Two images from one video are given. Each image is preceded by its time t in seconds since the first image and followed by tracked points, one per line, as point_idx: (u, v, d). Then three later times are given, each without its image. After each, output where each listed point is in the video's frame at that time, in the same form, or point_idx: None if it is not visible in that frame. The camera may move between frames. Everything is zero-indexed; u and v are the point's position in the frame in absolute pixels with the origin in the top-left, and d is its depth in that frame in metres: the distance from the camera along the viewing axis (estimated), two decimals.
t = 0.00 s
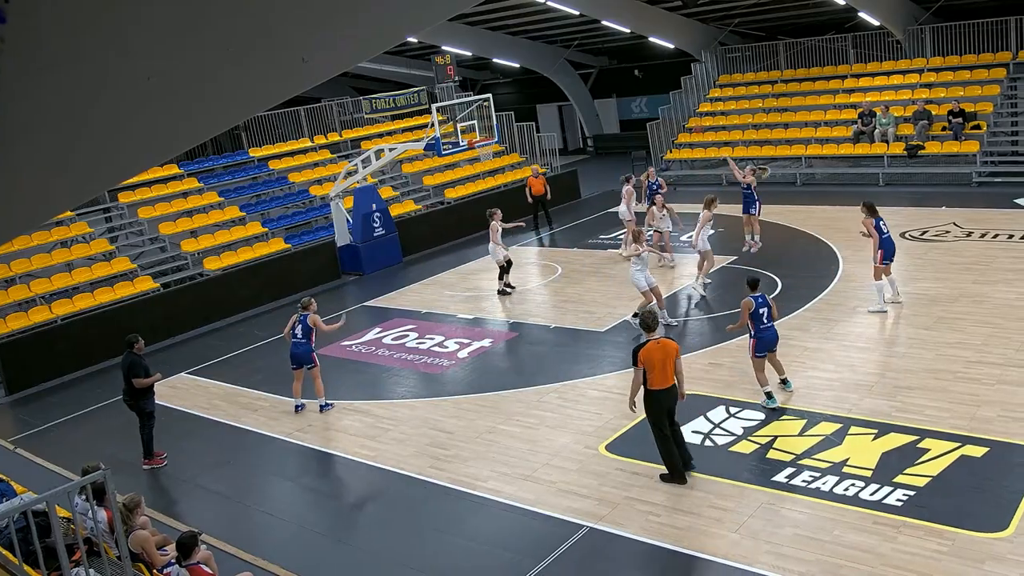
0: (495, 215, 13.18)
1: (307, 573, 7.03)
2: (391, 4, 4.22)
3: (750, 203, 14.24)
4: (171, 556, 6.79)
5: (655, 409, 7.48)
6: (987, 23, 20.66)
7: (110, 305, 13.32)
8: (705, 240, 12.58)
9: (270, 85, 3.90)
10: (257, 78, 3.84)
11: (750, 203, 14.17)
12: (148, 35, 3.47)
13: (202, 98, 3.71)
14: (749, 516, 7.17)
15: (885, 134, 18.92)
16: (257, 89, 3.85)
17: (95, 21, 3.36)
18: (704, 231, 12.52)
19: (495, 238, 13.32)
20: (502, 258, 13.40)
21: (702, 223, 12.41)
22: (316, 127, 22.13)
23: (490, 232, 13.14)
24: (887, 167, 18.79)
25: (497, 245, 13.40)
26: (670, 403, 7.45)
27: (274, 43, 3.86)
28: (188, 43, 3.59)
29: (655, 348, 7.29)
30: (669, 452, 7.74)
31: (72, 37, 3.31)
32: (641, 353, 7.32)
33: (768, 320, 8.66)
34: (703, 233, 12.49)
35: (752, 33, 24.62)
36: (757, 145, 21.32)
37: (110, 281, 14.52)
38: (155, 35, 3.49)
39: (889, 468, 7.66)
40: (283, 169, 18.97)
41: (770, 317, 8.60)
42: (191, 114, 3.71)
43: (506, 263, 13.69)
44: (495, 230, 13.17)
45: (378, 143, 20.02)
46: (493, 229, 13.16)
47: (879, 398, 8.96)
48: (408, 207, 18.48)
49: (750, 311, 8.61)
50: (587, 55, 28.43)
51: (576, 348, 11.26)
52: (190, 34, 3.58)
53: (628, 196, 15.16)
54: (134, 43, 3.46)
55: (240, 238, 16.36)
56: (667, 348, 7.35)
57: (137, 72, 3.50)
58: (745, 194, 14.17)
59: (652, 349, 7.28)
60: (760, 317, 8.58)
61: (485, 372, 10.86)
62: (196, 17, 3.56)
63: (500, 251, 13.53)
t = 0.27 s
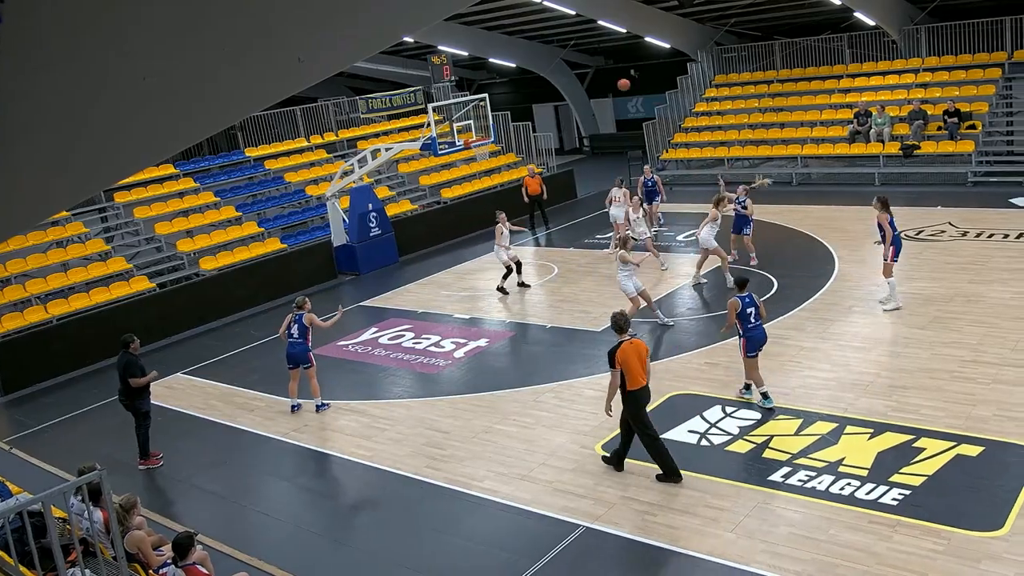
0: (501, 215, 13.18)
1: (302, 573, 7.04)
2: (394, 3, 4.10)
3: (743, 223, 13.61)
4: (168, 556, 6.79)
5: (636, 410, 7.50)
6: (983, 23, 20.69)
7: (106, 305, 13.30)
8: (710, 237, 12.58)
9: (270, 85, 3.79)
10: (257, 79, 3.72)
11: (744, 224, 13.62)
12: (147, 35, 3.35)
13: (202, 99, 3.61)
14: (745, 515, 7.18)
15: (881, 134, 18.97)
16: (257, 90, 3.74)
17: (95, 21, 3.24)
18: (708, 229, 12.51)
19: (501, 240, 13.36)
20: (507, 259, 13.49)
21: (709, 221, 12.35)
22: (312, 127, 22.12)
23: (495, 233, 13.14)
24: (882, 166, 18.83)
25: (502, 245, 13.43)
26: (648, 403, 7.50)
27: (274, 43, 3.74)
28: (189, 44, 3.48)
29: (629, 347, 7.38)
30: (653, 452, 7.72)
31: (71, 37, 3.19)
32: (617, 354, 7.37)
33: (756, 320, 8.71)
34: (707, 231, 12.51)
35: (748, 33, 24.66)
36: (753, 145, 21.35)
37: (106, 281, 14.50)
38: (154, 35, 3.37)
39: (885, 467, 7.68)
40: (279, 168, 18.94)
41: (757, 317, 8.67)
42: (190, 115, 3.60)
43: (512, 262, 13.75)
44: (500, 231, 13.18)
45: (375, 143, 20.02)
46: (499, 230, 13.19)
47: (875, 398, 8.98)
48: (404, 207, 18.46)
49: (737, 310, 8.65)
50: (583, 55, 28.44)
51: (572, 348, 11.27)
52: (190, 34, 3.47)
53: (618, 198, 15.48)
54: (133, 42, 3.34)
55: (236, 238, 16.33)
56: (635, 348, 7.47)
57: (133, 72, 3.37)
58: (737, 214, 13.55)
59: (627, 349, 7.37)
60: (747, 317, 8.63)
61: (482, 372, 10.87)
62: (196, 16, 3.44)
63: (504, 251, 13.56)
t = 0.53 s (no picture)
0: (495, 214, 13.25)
1: (296, 574, 7.03)
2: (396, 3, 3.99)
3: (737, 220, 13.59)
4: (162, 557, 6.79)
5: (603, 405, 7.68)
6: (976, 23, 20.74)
7: (100, 305, 13.26)
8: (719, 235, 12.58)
9: (271, 85, 3.62)
10: (258, 78, 3.56)
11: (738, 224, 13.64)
12: (146, 34, 3.22)
13: (202, 99, 3.43)
14: (739, 515, 7.19)
15: (874, 133, 19.02)
16: (259, 91, 3.57)
17: (94, 20, 3.11)
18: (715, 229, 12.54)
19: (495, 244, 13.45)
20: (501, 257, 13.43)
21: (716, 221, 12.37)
22: (307, 127, 22.09)
23: (488, 231, 13.16)
24: (876, 166, 18.87)
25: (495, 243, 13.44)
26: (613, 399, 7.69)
27: (276, 43, 3.60)
28: (189, 43, 3.34)
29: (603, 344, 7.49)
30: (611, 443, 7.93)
31: (68, 36, 3.05)
32: (592, 350, 7.45)
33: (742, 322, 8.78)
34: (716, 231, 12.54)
35: (742, 33, 24.71)
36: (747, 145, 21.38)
37: (100, 281, 14.46)
38: (153, 34, 3.23)
39: (878, 465, 7.70)
40: (273, 168, 18.90)
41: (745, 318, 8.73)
42: (188, 117, 3.42)
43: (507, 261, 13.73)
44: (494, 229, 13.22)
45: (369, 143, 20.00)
46: (493, 228, 13.27)
47: (868, 397, 9.00)
48: (399, 207, 18.45)
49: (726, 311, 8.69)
50: (578, 55, 28.45)
51: (566, 348, 11.27)
52: (190, 32, 3.33)
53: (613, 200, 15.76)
54: (131, 41, 3.20)
55: (231, 238, 16.29)
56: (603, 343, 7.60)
57: (128, 71, 3.22)
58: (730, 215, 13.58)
59: (601, 346, 7.46)
60: (734, 318, 8.69)
61: (475, 372, 10.86)
62: (195, 15, 3.32)
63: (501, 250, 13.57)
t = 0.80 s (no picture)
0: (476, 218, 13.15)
1: (290, 573, 7.02)
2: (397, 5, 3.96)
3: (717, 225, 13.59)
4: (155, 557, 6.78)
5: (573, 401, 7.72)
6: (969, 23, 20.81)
7: (93, 306, 13.22)
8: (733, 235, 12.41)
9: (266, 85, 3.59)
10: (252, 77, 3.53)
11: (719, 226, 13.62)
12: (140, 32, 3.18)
13: (194, 98, 3.41)
14: (733, 514, 7.20)
15: (868, 133, 19.06)
16: (251, 89, 3.55)
17: (95, 20, 3.09)
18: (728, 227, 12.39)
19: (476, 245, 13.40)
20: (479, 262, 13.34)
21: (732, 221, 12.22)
22: (301, 127, 22.06)
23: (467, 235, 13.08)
24: (869, 165, 18.91)
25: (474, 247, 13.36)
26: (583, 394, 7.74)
27: (278, 44, 3.58)
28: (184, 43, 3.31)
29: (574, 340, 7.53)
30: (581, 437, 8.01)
31: (68, 36, 3.03)
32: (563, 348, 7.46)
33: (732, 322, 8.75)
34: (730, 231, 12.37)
35: (736, 33, 24.77)
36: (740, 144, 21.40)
37: (93, 281, 14.43)
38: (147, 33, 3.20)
39: (872, 464, 7.72)
40: (267, 168, 18.87)
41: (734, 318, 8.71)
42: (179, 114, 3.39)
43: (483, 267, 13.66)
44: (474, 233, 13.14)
45: (363, 143, 19.99)
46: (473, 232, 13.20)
47: (862, 396, 9.02)
48: (393, 207, 18.43)
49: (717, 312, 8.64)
50: (572, 55, 28.47)
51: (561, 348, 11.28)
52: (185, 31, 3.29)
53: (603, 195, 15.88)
54: (125, 39, 3.17)
55: (224, 238, 16.26)
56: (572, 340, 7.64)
57: (119, 70, 3.19)
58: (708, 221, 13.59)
59: (572, 344, 7.47)
60: (725, 318, 8.66)
61: (469, 372, 10.86)
62: (196, 16, 3.29)
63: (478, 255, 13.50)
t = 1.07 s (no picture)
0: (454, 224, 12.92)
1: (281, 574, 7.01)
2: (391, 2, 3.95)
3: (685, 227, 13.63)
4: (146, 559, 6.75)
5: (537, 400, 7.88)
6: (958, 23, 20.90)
7: (83, 306, 13.18)
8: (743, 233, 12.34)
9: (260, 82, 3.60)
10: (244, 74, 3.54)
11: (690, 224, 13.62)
12: (131, 32, 3.20)
13: (188, 96, 3.41)
14: (724, 512, 7.22)
15: (857, 132, 19.12)
16: (244, 86, 3.56)
17: (95, 21, 3.12)
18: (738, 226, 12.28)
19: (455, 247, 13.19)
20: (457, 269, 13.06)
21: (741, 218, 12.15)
22: (292, 126, 22.02)
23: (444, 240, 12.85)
24: (859, 165, 18.97)
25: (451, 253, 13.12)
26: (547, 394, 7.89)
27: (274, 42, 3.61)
28: (176, 42, 3.31)
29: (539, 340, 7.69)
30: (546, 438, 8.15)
31: (69, 37, 3.06)
32: (525, 347, 7.66)
33: (723, 327, 8.62)
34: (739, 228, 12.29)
35: (726, 33, 24.83)
36: (731, 144, 21.43)
37: (83, 281, 14.38)
38: (138, 32, 3.21)
39: (862, 463, 7.74)
40: (258, 168, 18.83)
41: (725, 323, 8.59)
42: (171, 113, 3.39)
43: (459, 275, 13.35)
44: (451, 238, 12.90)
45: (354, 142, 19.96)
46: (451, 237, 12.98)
47: (852, 394, 9.05)
48: (385, 206, 18.41)
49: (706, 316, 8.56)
50: (564, 54, 28.49)
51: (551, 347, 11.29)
52: (176, 30, 3.30)
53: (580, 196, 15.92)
54: (116, 39, 3.18)
55: (215, 238, 16.22)
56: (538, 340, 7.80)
57: (110, 69, 3.20)
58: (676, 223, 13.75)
59: (535, 344, 7.64)
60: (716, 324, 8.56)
61: (460, 372, 10.86)
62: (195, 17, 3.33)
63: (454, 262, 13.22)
